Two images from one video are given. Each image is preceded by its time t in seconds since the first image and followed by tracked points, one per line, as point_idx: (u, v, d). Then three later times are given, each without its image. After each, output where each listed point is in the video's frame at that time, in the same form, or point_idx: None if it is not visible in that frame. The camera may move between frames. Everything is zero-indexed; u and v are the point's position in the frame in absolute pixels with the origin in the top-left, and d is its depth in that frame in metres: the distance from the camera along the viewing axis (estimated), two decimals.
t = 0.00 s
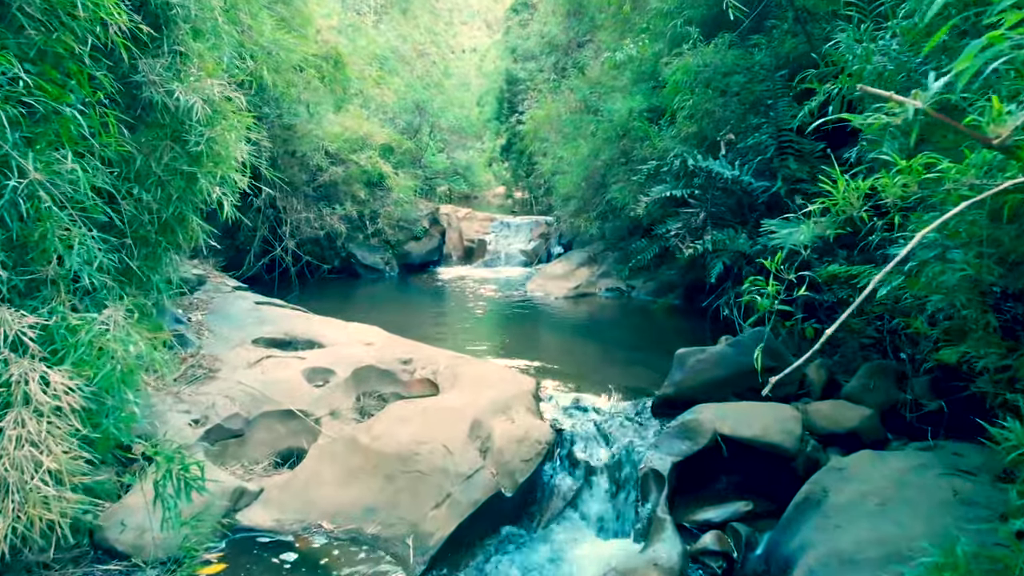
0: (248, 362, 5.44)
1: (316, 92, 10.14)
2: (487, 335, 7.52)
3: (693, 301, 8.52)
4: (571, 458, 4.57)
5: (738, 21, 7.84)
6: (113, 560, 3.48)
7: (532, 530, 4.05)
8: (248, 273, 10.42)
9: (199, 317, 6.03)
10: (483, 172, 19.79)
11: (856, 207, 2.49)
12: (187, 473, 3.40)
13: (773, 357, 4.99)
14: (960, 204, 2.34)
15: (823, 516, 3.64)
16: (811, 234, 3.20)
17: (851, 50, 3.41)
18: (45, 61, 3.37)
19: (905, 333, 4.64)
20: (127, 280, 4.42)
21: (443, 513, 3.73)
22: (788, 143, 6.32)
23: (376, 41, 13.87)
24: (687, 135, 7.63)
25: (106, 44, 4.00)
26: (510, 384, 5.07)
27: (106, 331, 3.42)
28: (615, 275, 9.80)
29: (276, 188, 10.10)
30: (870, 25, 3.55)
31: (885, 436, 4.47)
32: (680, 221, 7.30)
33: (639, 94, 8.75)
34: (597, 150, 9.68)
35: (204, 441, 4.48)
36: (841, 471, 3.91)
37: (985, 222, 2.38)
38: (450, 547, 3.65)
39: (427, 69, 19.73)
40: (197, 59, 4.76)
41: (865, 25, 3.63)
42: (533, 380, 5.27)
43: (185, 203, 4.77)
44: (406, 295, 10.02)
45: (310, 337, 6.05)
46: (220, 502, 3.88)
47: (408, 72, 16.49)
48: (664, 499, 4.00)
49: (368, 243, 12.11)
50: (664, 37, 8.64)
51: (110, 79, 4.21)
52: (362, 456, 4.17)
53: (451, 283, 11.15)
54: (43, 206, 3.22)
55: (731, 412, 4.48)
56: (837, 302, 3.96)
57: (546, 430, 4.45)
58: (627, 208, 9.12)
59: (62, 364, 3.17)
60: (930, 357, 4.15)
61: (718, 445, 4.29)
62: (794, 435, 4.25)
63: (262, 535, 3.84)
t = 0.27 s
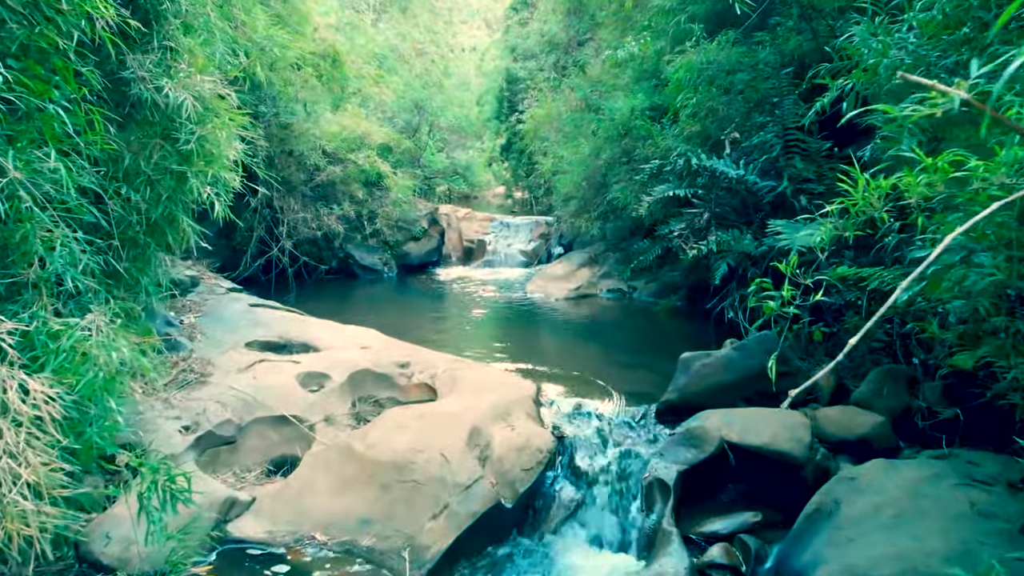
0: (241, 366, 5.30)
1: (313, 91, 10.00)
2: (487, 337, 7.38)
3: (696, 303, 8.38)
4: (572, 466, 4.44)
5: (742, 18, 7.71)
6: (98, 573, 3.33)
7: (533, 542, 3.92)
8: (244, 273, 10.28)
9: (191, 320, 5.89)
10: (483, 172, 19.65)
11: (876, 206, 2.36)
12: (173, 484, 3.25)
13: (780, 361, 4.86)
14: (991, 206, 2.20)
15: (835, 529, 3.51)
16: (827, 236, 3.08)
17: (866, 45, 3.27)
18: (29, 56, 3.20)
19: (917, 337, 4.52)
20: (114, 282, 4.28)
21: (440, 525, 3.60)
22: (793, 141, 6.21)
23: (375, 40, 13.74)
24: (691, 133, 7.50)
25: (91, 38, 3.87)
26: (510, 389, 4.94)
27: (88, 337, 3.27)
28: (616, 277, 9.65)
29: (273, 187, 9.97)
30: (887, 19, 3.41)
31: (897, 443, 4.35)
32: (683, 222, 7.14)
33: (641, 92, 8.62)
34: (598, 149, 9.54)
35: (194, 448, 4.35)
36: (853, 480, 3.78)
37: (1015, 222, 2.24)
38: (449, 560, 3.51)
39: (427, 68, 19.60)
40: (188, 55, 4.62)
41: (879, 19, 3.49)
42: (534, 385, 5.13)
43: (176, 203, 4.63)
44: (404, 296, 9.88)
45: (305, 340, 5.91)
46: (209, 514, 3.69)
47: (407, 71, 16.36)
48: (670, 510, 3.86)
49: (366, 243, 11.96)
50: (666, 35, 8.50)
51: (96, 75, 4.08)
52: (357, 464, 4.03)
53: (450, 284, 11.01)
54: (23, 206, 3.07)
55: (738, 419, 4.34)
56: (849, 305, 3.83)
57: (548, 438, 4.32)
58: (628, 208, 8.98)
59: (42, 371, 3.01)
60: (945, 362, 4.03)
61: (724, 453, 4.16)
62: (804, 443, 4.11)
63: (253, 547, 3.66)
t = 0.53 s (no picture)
0: (233, 370, 5.17)
1: (310, 90, 9.87)
2: (486, 340, 7.23)
3: (698, 305, 8.23)
4: (574, 475, 4.32)
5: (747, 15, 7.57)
6: None
7: (534, 554, 3.80)
8: (240, 274, 10.16)
9: (183, 323, 5.77)
10: (482, 172, 19.52)
11: (903, 209, 2.22)
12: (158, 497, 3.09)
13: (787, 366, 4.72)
14: None
15: (848, 542, 3.38)
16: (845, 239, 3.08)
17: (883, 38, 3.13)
18: (12, 50, 3.04)
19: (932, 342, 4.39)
20: (99, 286, 4.13)
21: (437, 538, 3.46)
22: (799, 141, 6.09)
23: (374, 38, 13.61)
24: (694, 132, 7.35)
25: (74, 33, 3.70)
26: (509, 395, 4.80)
27: (69, 343, 3.11)
28: (617, 278, 9.51)
29: (269, 187, 9.83)
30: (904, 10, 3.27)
31: (910, 451, 4.22)
32: (687, 222, 6.98)
33: (643, 91, 8.48)
34: (599, 148, 9.41)
35: (184, 456, 4.21)
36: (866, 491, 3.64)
37: None
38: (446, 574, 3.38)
39: (426, 67, 19.47)
40: (179, 50, 4.47)
41: (897, 11, 3.35)
42: (534, 390, 4.99)
43: (165, 203, 4.48)
44: (403, 298, 9.74)
45: (300, 344, 5.77)
46: (196, 528, 3.54)
47: (406, 70, 16.23)
48: (677, 522, 3.73)
49: (364, 244, 11.81)
50: (669, 32, 8.37)
51: (80, 71, 3.92)
52: (351, 474, 3.87)
53: (449, 285, 10.87)
54: (4, 206, 2.90)
55: (745, 426, 4.21)
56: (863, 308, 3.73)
57: (549, 446, 4.19)
58: (630, 208, 8.84)
59: (19, 380, 2.84)
60: (961, 368, 3.90)
61: (732, 461, 4.02)
62: (813, 451, 3.97)
63: (244, 560, 3.53)
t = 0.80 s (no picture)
0: (226, 375, 5.03)
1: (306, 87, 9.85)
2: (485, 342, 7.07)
3: (702, 306, 8.07)
4: (577, 485, 4.18)
5: (751, 12, 7.42)
6: None
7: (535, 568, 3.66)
8: (236, 276, 10.02)
9: (176, 326, 5.63)
10: (482, 172, 19.38)
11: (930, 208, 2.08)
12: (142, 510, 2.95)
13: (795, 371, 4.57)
14: None
15: (863, 558, 3.25)
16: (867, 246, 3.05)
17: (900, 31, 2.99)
18: None
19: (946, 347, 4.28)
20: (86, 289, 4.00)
21: (434, 553, 3.31)
22: (805, 139, 5.97)
23: (372, 37, 13.48)
24: (697, 131, 7.19)
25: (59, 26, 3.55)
26: (509, 400, 4.65)
27: (49, 351, 2.96)
28: (619, 279, 9.36)
29: (266, 186, 9.73)
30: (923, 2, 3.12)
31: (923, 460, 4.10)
32: (690, 223, 6.80)
33: (644, 89, 8.34)
34: (600, 148, 9.26)
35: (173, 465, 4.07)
36: (881, 504, 3.50)
37: None
38: None
39: (426, 66, 19.34)
40: (168, 46, 4.32)
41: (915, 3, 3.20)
42: (535, 396, 4.84)
43: (155, 204, 4.34)
44: (401, 299, 9.60)
45: (295, 348, 5.63)
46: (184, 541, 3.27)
47: (405, 69, 16.10)
48: (683, 534, 3.60)
49: (362, 244, 11.63)
50: (671, 30, 8.24)
51: (65, 67, 3.78)
52: (345, 484, 3.70)
53: (448, 286, 10.73)
54: None
55: (753, 435, 4.08)
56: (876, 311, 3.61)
57: (551, 455, 4.04)
58: (632, 208, 8.69)
59: None
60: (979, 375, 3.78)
61: (740, 471, 3.88)
62: (824, 461, 3.84)
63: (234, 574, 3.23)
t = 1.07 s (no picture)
0: (218, 380, 4.89)
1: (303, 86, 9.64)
2: (483, 345, 6.92)
3: (705, 308, 7.91)
4: (580, 495, 4.05)
5: (755, 8, 7.29)
6: None
7: None
8: (232, 277, 9.88)
9: (167, 329, 5.49)
10: (482, 172, 19.24)
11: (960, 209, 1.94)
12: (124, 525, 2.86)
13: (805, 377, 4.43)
14: None
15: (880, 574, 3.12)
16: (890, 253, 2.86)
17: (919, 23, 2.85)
18: None
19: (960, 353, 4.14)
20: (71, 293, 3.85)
21: (431, 569, 3.16)
22: (812, 138, 5.94)
23: (371, 35, 13.34)
24: (700, 130, 7.05)
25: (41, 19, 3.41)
26: (509, 407, 4.51)
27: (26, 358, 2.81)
28: (620, 280, 9.22)
29: (262, 185, 9.60)
30: None
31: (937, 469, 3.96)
32: (694, 223, 6.62)
33: (646, 87, 8.20)
34: (601, 147, 9.12)
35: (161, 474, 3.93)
36: (896, 516, 3.36)
37: None
38: None
39: (425, 65, 19.21)
40: (157, 40, 4.17)
41: None
42: (535, 402, 4.69)
43: (143, 204, 4.19)
44: (399, 300, 9.46)
45: (289, 352, 5.48)
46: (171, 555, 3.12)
47: (404, 67, 15.96)
48: (691, 548, 3.47)
49: (360, 245, 11.49)
50: (674, 27, 8.10)
51: (50, 62, 3.64)
52: (339, 495, 3.55)
53: (447, 287, 10.59)
54: None
55: (762, 443, 3.95)
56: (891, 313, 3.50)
57: (552, 464, 3.90)
58: (633, 208, 8.55)
59: None
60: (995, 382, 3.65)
61: (748, 481, 3.76)
62: (837, 470, 3.70)
63: None
